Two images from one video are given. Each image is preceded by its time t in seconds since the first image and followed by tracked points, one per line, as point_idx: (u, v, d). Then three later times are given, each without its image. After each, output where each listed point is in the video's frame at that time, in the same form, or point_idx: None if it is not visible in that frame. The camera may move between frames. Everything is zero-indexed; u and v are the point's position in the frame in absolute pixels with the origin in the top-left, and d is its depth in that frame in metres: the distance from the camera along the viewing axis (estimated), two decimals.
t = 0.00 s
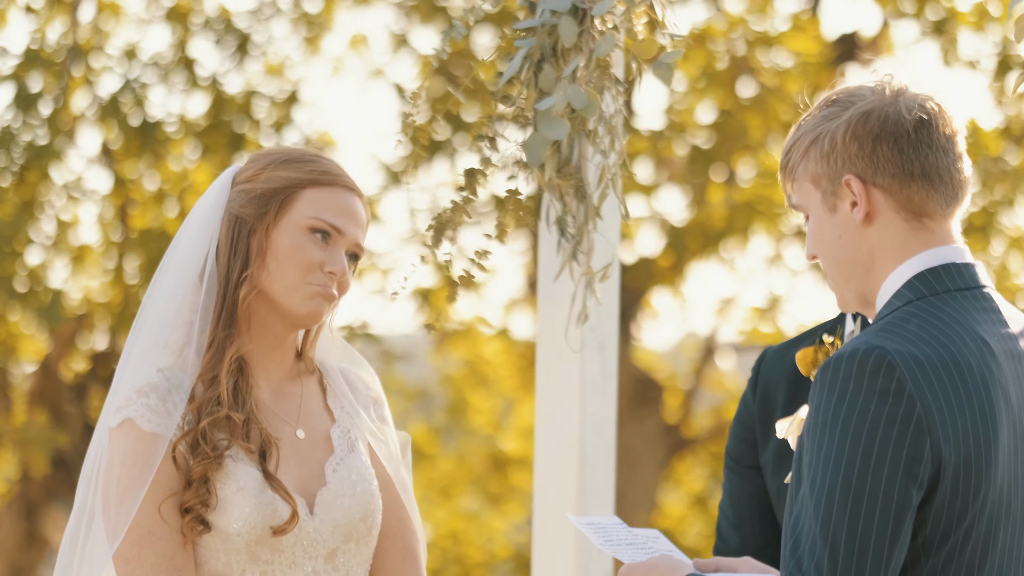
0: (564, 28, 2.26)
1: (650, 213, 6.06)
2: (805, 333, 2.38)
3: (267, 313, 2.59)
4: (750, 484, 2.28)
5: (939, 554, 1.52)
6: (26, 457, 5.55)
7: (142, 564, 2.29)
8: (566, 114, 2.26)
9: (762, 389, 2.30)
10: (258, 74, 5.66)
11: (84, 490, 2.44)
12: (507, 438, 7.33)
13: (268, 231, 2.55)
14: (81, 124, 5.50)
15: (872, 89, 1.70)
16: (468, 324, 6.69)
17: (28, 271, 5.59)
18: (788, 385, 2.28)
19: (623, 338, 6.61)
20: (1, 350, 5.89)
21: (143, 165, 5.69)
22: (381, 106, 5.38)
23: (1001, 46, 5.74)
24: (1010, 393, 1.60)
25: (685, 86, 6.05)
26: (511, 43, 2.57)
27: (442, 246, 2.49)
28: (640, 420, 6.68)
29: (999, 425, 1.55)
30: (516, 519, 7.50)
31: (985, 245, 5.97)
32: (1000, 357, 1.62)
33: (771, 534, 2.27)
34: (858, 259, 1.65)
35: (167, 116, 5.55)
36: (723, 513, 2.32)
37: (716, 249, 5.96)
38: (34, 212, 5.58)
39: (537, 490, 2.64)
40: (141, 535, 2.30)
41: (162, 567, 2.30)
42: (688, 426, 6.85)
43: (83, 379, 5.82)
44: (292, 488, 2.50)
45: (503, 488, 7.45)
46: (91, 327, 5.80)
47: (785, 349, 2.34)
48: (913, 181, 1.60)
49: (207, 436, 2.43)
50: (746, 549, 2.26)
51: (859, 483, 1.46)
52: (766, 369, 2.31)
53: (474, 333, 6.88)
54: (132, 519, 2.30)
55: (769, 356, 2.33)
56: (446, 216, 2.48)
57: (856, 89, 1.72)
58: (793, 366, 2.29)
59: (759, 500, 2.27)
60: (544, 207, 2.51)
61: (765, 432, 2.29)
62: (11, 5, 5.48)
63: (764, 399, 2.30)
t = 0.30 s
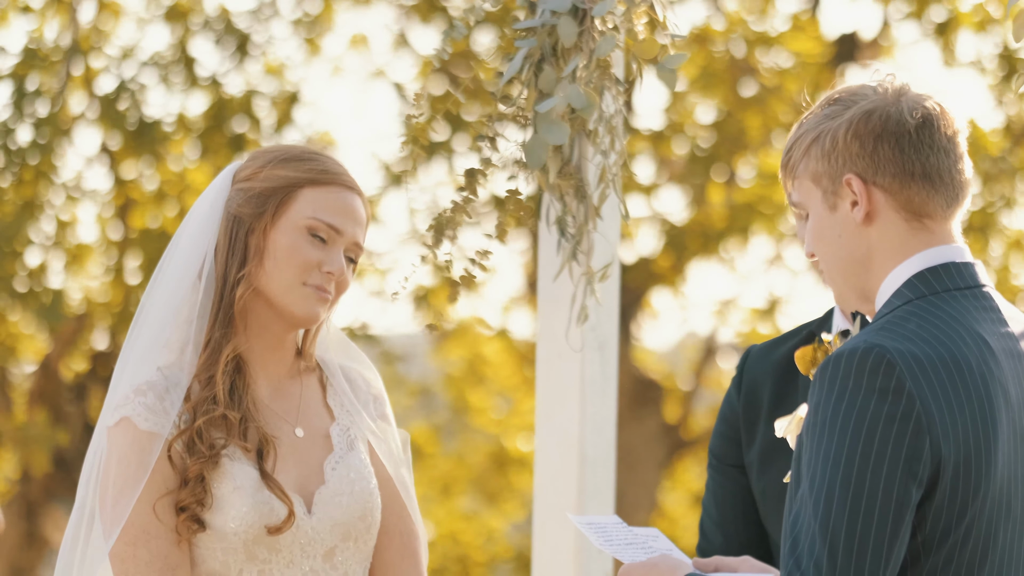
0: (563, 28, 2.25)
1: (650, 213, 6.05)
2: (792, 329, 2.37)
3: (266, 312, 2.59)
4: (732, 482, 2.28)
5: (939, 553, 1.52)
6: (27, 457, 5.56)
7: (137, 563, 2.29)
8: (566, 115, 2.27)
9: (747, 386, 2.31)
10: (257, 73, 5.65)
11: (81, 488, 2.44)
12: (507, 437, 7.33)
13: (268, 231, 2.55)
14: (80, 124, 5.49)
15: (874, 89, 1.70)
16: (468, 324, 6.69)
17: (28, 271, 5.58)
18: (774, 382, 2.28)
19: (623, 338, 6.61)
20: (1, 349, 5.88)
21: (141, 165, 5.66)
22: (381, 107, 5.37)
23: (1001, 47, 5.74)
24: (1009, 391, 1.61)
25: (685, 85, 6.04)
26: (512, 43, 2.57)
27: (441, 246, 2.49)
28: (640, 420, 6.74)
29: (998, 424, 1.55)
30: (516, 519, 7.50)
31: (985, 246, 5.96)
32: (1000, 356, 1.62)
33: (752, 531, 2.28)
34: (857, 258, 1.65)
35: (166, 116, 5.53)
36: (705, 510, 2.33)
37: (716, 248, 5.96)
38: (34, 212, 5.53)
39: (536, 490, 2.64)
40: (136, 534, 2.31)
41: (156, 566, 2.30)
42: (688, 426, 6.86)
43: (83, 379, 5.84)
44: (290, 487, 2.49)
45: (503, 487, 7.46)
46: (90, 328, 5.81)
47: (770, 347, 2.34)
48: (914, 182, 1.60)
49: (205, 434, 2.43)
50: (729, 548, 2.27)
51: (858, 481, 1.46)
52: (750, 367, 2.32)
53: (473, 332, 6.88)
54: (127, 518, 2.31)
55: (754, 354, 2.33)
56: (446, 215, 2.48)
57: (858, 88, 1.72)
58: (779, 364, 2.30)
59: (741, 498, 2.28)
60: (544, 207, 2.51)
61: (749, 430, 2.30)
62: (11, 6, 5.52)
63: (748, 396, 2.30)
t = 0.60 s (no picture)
0: (565, 28, 2.25)
1: (649, 213, 6.06)
2: (792, 330, 2.37)
3: (266, 312, 2.59)
4: (730, 483, 2.28)
5: (938, 554, 1.52)
6: (26, 457, 5.53)
7: (146, 565, 2.30)
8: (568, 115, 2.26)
9: (747, 387, 2.31)
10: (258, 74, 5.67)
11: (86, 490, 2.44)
12: (507, 438, 7.33)
13: (268, 231, 2.55)
14: (79, 124, 5.49)
15: (879, 89, 1.70)
16: (468, 324, 6.70)
17: (28, 271, 5.60)
18: (774, 383, 2.28)
19: (623, 338, 6.60)
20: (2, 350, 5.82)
21: (140, 165, 5.69)
22: (381, 106, 5.33)
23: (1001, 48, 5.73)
24: (1009, 392, 1.61)
25: (685, 85, 6.04)
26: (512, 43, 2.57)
27: (441, 246, 2.48)
28: (640, 420, 6.74)
29: (998, 425, 1.55)
30: (516, 519, 7.49)
31: (985, 246, 5.95)
32: (999, 357, 1.62)
33: (754, 532, 2.27)
34: (856, 257, 1.65)
35: (166, 116, 5.58)
36: (706, 512, 2.32)
37: (716, 248, 6.00)
38: (34, 212, 5.54)
39: (536, 490, 2.64)
40: (146, 535, 2.31)
41: (167, 567, 2.30)
42: (688, 426, 6.86)
43: (83, 379, 5.86)
44: (297, 485, 2.49)
45: (504, 488, 7.46)
46: (90, 328, 5.82)
47: (769, 348, 2.34)
48: (913, 184, 1.60)
49: (211, 433, 2.43)
50: (730, 549, 2.26)
51: (858, 482, 1.46)
52: (750, 367, 2.32)
53: (473, 331, 6.88)
54: (137, 520, 2.30)
55: (753, 355, 2.34)
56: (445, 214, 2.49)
57: (863, 88, 1.72)
58: (778, 365, 2.30)
59: (742, 499, 2.27)
60: (544, 207, 2.50)
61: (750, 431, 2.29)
62: (11, 5, 5.50)
63: (748, 397, 2.30)
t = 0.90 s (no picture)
0: (564, 28, 2.25)
1: (649, 213, 6.05)
2: (807, 334, 2.39)
3: (267, 312, 2.59)
4: (750, 485, 2.27)
5: (937, 554, 1.52)
6: (25, 456, 5.53)
7: (144, 564, 2.29)
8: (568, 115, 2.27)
9: (763, 390, 2.31)
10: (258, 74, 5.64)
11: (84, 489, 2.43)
12: (507, 437, 7.33)
13: (270, 231, 2.55)
14: (81, 123, 5.50)
15: (884, 88, 1.70)
16: (468, 323, 6.70)
17: (28, 271, 5.63)
18: (789, 386, 2.29)
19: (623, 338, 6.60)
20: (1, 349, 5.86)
21: (141, 165, 5.68)
22: (381, 105, 5.37)
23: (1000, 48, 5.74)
24: (1009, 393, 1.61)
25: (685, 85, 6.04)
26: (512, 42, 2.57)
27: (442, 246, 2.48)
28: (640, 420, 6.74)
29: (998, 426, 1.55)
30: (515, 518, 7.49)
31: (985, 245, 5.95)
32: (999, 357, 1.62)
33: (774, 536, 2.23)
34: (857, 256, 1.66)
35: (166, 115, 5.60)
36: (725, 515, 2.29)
37: (718, 249, 5.97)
38: (34, 212, 5.56)
39: (536, 490, 2.64)
40: (142, 535, 2.30)
41: (163, 566, 2.30)
42: (688, 426, 6.85)
43: (83, 379, 5.84)
44: (295, 486, 2.49)
45: (503, 487, 7.45)
46: (91, 327, 5.75)
47: (785, 351, 2.35)
48: (916, 183, 1.60)
49: (209, 433, 2.43)
50: (747, 551, 2.22)
51: (858, 482, 1.46)
52: (767, 370, 2.33)
53: (473, 332, 6.89)
54: (134, 518, 2.30)
55: (770, 358, 2.35)
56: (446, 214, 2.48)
57: (867, 86, 1.72)
58: (794, 367, 2.31)
59: (761, 500, 2.26)
60: (544, 207, 2.51)
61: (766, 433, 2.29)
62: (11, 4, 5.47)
63: (764, 399, 2.30)
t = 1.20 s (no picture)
0: (565, 28, 2.25)
1: (649, 213, 6.05)
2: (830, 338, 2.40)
3: (266, 311, 2.59)
4: (769, 486, 2.26)
5: (937, 554, 1.52)
6: (26, 456, 5.54)
7: (137, 563, 2.29)
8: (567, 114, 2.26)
9: (782, 391, 2.32)
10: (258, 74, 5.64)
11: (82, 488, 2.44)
12: (507, 438, 7.33)
13: (270, 230, 2.55)
14: (81, 124, 5.50)
15: (887, 87, 1.69)
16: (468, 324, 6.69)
17: (28, 270, 5.59)
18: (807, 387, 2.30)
19: (623, 338, 6.59)
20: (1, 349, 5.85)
21: (141, 165, 5.64)
22: (382, 107, 5.41)
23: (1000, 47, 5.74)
24: (1007, 393, 1.61)
25: (685, 86, 6.03)
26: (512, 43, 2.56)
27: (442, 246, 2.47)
28: (639, 420, 6.77)
29: (997, 426, 1.55)
30: (514, 518, 7.50)
31: (985, 244, 5.96)
32: (998, 357, 1.62)
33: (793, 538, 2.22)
34: (857, 254, 1.66)
35: (166, 116, 5.58)
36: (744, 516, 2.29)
37: (717, 248, 5.94)
38: (34, 212, 5.57)
39: (536, 490, 2.65)
40: (136, 535, 2.30)
41: (156, 566, 2.30)
42: (689, 426, 6.85)
43: (83, 379, 5.83)
44: (291, 487, 2.49)
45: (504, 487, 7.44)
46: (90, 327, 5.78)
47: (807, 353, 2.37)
48: (917, 184, 1.60)
49: (205, 433, 2.44)
50: (763, 552, 2.22)
51: (857, 482, 1.46)
52: (786, 371, 2.34)
53: (473, 332, 6.89)
54: (127, 518, 2.30)
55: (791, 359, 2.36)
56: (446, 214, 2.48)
57: (871, 84, 1.71)
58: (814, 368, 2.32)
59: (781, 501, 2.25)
60: (544, 207, 2.51)
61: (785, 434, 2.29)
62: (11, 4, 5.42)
63: (783, 400, 2.31)
